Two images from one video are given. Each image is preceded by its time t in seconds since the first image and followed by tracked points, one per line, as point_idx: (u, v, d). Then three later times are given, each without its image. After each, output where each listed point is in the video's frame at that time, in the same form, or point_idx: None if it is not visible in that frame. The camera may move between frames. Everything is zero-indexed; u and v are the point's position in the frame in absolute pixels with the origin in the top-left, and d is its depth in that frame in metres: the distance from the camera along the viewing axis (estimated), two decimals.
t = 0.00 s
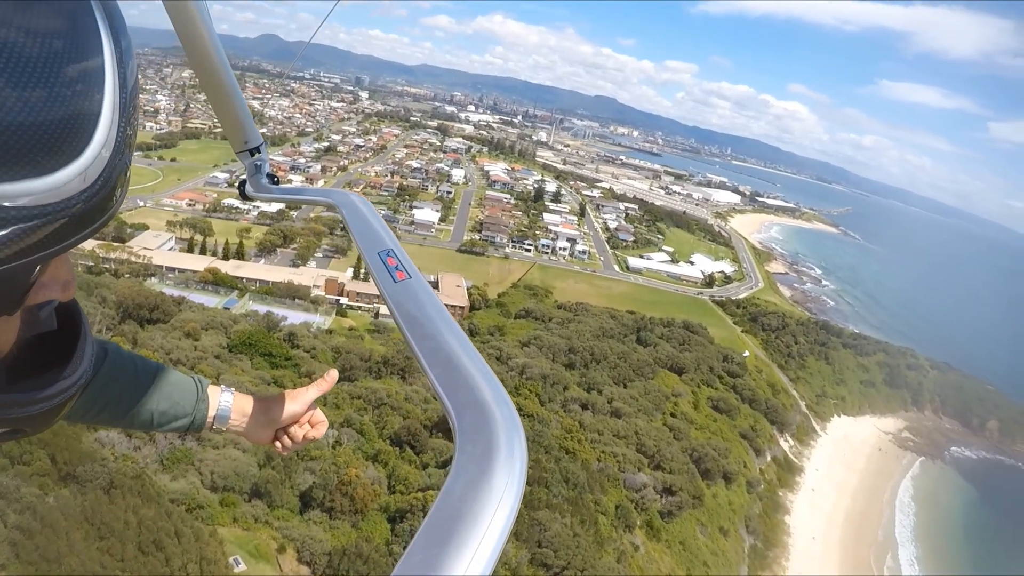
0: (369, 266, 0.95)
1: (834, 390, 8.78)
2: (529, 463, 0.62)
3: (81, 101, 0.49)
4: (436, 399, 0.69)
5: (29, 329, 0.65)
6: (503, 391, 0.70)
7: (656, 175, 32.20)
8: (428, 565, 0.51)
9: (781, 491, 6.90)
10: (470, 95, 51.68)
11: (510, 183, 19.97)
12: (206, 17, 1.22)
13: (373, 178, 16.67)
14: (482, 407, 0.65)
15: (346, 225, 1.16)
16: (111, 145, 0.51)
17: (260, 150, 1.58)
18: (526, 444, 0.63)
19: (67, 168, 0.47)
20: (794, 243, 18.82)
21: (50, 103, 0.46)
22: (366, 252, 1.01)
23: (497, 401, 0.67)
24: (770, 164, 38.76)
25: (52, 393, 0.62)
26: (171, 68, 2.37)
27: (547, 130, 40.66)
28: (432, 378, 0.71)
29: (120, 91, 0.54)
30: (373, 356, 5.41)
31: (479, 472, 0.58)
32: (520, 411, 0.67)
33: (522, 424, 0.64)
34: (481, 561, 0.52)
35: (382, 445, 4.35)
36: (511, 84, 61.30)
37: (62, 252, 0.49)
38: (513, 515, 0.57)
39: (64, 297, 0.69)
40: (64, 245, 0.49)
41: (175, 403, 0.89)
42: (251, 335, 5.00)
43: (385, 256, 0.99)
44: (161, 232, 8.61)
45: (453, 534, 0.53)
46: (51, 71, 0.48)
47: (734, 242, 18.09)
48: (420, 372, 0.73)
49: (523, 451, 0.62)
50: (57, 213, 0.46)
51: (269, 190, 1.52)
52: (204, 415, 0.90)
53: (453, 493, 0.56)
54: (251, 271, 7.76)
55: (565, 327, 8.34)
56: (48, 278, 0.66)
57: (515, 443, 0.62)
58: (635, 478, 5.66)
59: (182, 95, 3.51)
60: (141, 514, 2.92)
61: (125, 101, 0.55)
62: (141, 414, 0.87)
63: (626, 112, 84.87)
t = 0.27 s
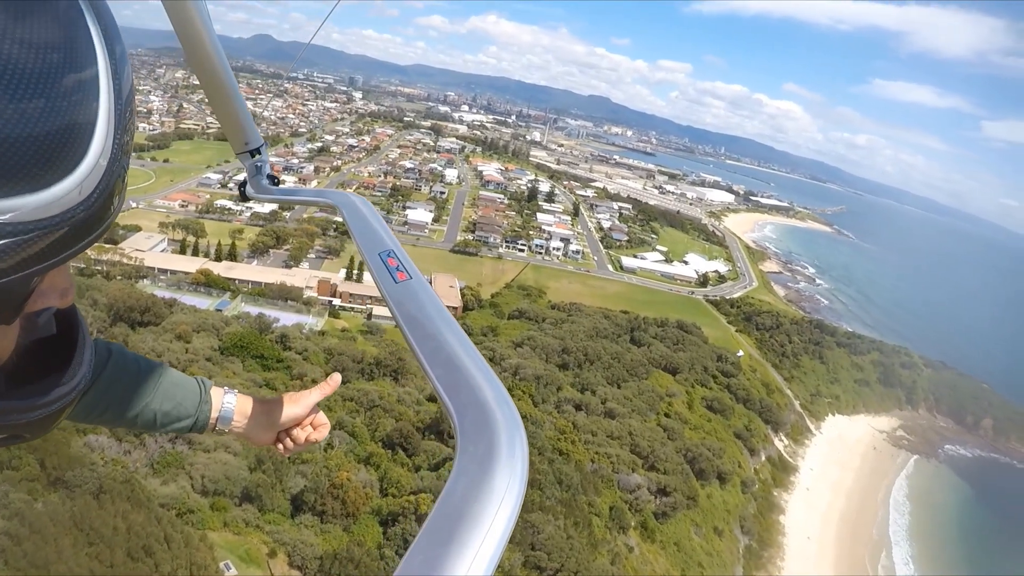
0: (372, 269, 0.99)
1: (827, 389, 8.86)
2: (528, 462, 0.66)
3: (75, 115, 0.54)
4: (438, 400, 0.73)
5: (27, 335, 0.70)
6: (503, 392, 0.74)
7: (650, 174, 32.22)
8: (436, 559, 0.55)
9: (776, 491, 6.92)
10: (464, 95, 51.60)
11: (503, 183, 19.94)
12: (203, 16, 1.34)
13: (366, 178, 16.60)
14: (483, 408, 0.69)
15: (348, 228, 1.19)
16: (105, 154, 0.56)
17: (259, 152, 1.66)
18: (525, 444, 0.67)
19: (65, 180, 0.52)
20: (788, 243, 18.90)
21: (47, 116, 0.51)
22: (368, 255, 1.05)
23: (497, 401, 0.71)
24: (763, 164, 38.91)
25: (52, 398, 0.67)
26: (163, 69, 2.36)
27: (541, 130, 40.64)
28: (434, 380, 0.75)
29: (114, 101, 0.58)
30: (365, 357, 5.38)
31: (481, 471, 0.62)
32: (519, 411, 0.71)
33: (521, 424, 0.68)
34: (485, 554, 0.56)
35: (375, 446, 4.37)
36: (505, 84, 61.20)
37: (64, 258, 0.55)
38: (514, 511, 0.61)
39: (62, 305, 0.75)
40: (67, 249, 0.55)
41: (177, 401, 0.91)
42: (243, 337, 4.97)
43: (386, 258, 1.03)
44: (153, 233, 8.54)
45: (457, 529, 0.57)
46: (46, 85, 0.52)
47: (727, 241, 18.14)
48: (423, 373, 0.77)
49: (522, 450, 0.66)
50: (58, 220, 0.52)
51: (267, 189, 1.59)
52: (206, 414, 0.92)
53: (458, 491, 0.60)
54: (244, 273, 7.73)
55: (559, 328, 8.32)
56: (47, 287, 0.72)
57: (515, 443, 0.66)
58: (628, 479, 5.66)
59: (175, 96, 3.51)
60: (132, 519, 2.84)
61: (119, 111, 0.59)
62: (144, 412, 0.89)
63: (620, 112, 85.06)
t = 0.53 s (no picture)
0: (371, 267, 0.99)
1: (821, 388, 8.89)
2: (529, 462, 0.65)
3: (68, 116, 0.52)
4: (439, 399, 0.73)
5: (21, 338, 0.69)
6: (504, 390, 0.73)
7: (643, 173, 32.25)
8: (437, 561, 0.55)
9: (770, 491, 6.92)
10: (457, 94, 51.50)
11: (497, 182, 19.91)
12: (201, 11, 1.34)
13: (359, 178, 16.54)
14: (483, 406, 0.68)
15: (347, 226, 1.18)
16: (100, 155, 0.55)
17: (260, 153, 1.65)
18: (525, 444, 0.67)
19: (57, 183, 0.51)
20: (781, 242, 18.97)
21: (40, 116, 0.49)
22: (368, 254, 1.04)
23: (498, 400, 0.70)
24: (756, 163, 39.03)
25: (45, 402, 0.68)
26: (155, 68, 2.32)
27: (534, 129, 40.51)
28: (435, 378, 0.74)
29: (108, 102, 0.57)
30: (357, 358, 5.35)
31: (481, 471, 0.62)
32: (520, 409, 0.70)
33: (522, 423, 0.68)
34: (485, 556, 0.56)
35: (367, 449, 4.35)
36: (499, 83, 61.14)
37: (57, 262, 0.54)
38: (514, 511, 0.60)
39: (58, 307, 0.73)
40: (60, 250, 0.54)
41: (176, 402, 0.90)
42: (235, 338, 4.94)
43: (385, 256, 1.03)
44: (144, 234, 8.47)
45: (458, 531, 0.57)
46: (40, 84, 0.50)
47: (722, 240, 18.17)
48: (423, 371, 0.77)
49: (523, 449, 0.66)
50: (49, 223, 0.50)
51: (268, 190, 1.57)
52: (204, 416, 0.91)
53: (458, 493, 0.60)
54: (236, 274, 7.69)
55: (552, 327, 8.28)
56: (41, 289, 0.70)
57: (516, 442, 0.65)
58: (622, 479, 5.62)
59: (167, 96, 3.48)
60: (121, 524, 2.80)
61: (113, 110, 0.58)
62: (141, 413, 0.88)
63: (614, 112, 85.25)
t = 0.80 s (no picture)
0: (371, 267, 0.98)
1: (815, 387, 8.91)
2: (529, 463, 0.64)
3: (57, 113, 0.51)
4: (438, 399, 0.72)
5: (14, 344, 0.70)
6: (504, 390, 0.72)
7: (636, 172, 32.26)
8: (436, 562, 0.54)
9: (763, 491, 6.92)
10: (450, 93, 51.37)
11: (489, 182, 19.87)
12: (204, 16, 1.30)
13: (351, 177, 16.46)
14: (484, 406, 0.68)
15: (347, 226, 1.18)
16: (91, 154, 0.54)
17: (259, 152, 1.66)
18: (526, 443, 0.66)
19: (47, 181, 0.49)
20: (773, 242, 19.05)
21: (30, 113, 0.49)
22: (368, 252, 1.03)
23: (499, 401, 0.70)
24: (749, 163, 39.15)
25: (39, 410, 0.69)
26: (147, 66, 2.30)
27: (527, 128, 40.44)
28: (434, 378, 0.73)
29: (98, 99, 0.56)
30: (348, 359, 5.30)
31: (481, 472, 0.61)
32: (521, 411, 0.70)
33: (524, 424, 0.67)
34: (486, 557, 0.55)
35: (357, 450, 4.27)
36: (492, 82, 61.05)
37: (48, 263, 0.54)
38: (515, 512, 0.59)
39: (49, 312, 0.75)
40: (51, 250, 0.53)
41: (172, 406, 0.89)
42: (225, 339, 4.90)
43: (385, 256, 1.02)
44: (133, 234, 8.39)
45: (459, 531, 0.56)
46: (30, 79, 0.50)
47: (715, 239, 18.20)
48: (423, 370, 0.76)
49: (524, 451, 0.65)
50: (41, 223, 0.49)
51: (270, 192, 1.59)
52: (200, 420, 0.90)
53: (458, 492, 0.59)
54: (227, 274, 7.64)
55: (544, 327, 8.23)
56: (32, 293, 0.71)
57: (516, 443, 0.65)
58: (615, 480, 5.59)
59: (159, 95, 3.46)
60: (107, 528, 2.79)
61: (103, 108, 0.57)
62: (137, 417, 0.87)
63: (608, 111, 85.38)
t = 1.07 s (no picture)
0: (372, 267, 1.00)
1: (808, 386, 8.94)
2: (529, 462, 0.67)
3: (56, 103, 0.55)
4: (440, 399, 0.74)
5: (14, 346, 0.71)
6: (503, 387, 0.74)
7: (630, 172, 32.29)
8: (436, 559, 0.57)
9: (756, 490, 6.92)
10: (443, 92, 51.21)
11: (482, 181, 19.82)
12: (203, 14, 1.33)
13: (343, 177, 16.38)
14: (483, 407, 0.70)
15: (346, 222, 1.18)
16: (89, 146, 0.57)
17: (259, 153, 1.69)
18: (526, 443, 0.68)
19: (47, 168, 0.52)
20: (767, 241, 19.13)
21: (29, 104, 0.52)
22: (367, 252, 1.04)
23: (499, 400, 0.72)
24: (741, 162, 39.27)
25: (35, 413, 0.69)
26: (140, 65, 2.29)
27: (521, 127, 40.36)
28: (435, 378, 0.76)
29: (96, 95, 0.60)
30: (339, 360, 5.26)
31: (481, 472, 0.63)
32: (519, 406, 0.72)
33: (523, 421, 0.69)
34: (488, 555, 0.58)
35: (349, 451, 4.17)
36: (486, 81, 60.84)
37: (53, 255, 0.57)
38: (515, 513, 0.62)
39: (49, 312, 0.76)
40: (50, 244, 0.56)
41: (176, 413, 0.90)
42: (216, 341, 4.88)
43: (385, 256, 1.03)
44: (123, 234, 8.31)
45: (458, 526, 0.59)
46: (31, 73, 0.54)
47: (708, 238, 18.25)
48: (424, 370, 0.78)
49: (523, 450, 0.67)
50: (44, 211, 0.53)
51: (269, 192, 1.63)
52: (203, 427, 0.92)
53: (458, 493, 0.61)
54: (219, 275, 7.60)
55: (536, 326, 8.15)
56: (31, 293, 0.72)
57: (515, 440, 0.67)
58: (608, 481, 5.50)
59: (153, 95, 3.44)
60: (95, 533, 2.76)
61: (101, 102, 0.61)
62: (139, 424, 0.88)
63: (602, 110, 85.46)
